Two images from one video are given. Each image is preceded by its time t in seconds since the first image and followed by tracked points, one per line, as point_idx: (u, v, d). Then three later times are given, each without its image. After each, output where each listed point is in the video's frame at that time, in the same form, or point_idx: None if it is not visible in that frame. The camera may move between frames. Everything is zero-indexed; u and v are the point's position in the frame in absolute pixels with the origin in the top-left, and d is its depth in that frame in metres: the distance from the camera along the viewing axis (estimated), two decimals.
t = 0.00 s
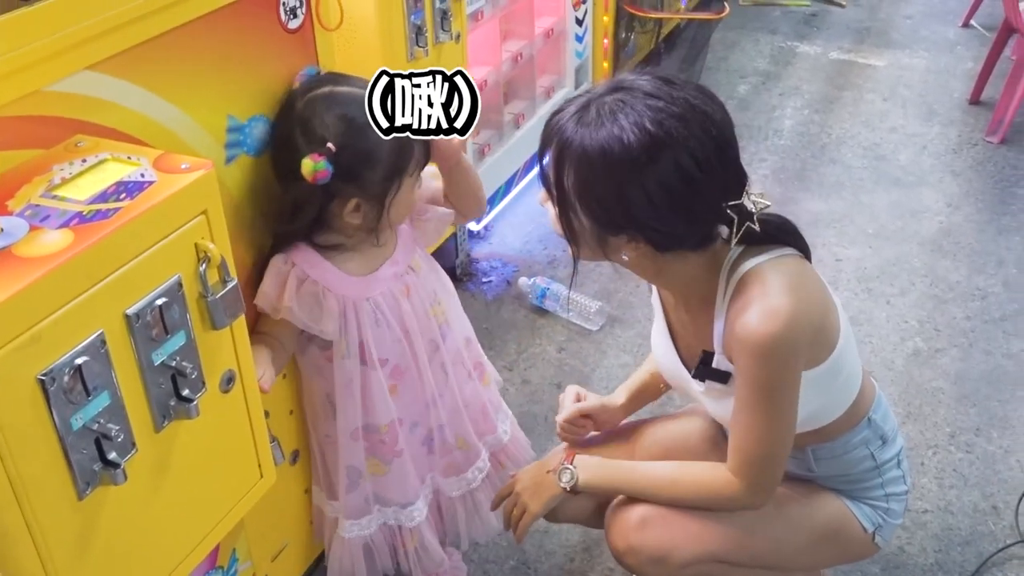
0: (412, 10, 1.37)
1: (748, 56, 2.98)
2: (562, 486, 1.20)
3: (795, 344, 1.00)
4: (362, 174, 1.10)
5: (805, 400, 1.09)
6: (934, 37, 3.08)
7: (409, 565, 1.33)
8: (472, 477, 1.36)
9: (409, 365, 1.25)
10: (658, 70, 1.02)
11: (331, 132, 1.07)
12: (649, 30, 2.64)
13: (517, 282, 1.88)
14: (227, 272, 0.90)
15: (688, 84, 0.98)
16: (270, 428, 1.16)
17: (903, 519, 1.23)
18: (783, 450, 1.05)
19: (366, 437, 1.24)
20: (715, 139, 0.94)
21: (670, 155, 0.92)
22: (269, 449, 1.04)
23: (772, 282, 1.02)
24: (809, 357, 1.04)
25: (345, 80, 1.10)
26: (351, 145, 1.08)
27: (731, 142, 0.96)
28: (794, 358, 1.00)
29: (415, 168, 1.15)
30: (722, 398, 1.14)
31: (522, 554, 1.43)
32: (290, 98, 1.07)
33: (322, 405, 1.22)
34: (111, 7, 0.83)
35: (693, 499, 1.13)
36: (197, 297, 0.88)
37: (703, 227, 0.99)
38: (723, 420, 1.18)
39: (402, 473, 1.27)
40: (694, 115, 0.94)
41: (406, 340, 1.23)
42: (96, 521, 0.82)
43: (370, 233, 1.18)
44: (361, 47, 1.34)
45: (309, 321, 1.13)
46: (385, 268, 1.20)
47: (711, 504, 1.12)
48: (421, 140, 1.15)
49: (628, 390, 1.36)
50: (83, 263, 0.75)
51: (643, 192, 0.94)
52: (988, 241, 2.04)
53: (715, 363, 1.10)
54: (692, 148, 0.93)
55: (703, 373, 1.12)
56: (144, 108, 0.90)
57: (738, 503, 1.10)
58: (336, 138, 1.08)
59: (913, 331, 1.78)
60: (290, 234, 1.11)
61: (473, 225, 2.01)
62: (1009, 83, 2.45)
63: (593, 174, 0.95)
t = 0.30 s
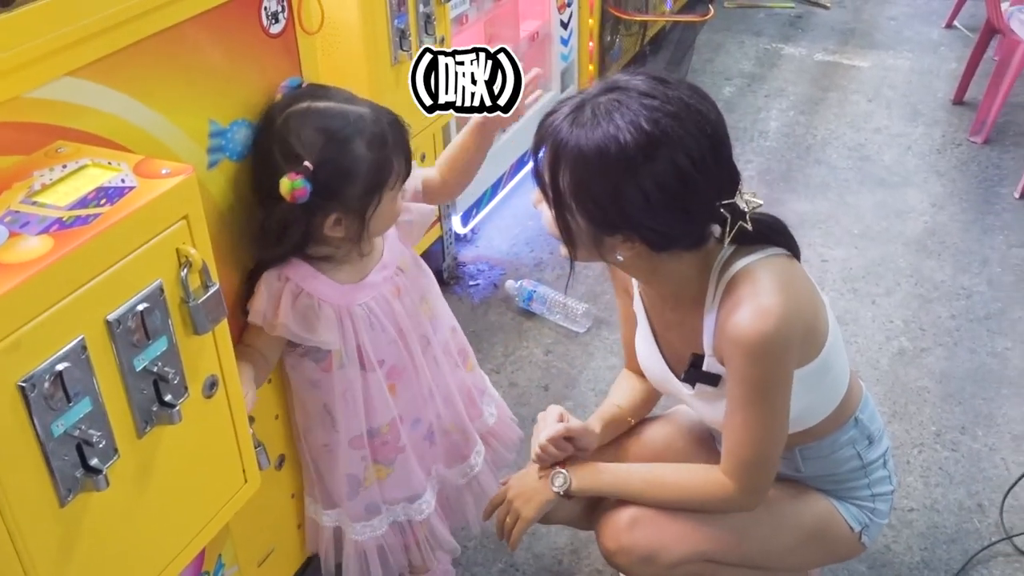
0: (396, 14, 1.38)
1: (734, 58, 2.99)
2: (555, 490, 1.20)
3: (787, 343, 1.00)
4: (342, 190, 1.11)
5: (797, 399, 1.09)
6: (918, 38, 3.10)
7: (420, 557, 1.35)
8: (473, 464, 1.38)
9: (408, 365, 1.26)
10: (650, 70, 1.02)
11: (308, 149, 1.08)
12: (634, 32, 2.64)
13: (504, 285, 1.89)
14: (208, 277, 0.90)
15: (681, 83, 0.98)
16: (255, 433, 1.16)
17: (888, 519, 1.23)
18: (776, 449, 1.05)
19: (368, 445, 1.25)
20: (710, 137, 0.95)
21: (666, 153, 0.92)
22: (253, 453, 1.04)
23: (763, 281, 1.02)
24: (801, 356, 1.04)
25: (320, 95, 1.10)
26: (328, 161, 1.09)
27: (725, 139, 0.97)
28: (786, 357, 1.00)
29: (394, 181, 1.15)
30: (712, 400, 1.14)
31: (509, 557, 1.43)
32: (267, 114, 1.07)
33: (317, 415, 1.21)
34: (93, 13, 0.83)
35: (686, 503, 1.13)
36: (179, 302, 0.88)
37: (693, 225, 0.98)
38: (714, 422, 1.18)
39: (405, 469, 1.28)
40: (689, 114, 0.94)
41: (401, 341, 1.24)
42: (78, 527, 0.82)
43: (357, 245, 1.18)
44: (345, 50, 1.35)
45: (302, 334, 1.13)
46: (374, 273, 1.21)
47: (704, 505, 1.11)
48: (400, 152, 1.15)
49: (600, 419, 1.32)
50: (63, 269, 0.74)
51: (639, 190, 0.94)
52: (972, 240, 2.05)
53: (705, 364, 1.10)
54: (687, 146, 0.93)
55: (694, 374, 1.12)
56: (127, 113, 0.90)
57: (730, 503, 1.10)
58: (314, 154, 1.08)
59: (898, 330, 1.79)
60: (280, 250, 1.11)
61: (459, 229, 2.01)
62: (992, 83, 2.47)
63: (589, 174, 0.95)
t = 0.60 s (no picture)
0: (380, 15, 1.37)
1: (721, 58, 3.00)
2: (541, 489, 1.20)
3: (772, 347, 1.00)
4: (339, 193, 1.12)
5: (783, 403, 1.09)
6: (904, 37, 3.11)
7: (390, 559, 1.36)
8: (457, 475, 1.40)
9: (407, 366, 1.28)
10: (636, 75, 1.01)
11: (305, 151, 1.09)
12: (620, 32, 2.64)
13: (492, 285, 1.88)
14: (192, 279, 0.89)
15: (667, 89, 0.98)
16: (241, 434, 1.15)
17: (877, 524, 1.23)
18: (762, 453, 1.06)
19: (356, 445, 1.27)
20: (694, 144, 0.95)
21: (651, 161, 0.92)
22: (238, 456, 1.03)
23: (748, 285, 1.02)
24: (787, 358, 1.04)
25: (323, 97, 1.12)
26: (325, 164, 1.10)
27: (710, 145, 0.97)
28: (772, 359, 1.00)
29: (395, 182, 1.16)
30: (699, 403, 1.14)
31: (498, 558, 1.42)
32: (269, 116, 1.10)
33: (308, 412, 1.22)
34: (74, 13, 0.82)
35: (670, 503, 1.13)
36: (162, 304, 0.87)
37: (680, 227, 0.98)
38: (701, 425, 1.18)
39: (386, 469, 1.30)
40: (673, 121, 0.94)
41: (400, 343, 1.26)
42: (61, 530, 0.81)
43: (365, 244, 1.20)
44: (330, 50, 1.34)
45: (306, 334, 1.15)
46: (381, 279, 1.23)
47: (691, 507, 1.12)
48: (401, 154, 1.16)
49: (581, 419, 1.33)
50: (44, 270, 0.74)
51: (623, 198, 0.94)
52: (958, 238, 2.05)
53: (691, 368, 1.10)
54: (673, 155, 0.93)
55: (680, 378, 1.12)
56: (109, 114, 0.90)
57: (716, 506, 1.10)
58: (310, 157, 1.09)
59: (885, 329, 1.79)
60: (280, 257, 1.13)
61: (446, 230, 2.01)
62: (977, 82, 2.48)
63: (573, 182, 0.95)
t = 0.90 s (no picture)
0: (374, 15, 1.37)
1: (715, 59, 3.00)
2: (535, 491, 1.20)
3: (766, 347, 1.00)
4: (361, 190, 1.14)
5: (778, 403, 1.09)
6: (898, 38, 3.11)
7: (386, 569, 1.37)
8: (456, 489, 1.40)
9: (412, 366, 1.30)
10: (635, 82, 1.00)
11: (333, 147, 1.13)
12: (615, 33, 2.64)
13: (486, 286, 1.88)
14: (185, 280, 0.89)
15: (664, 99, 0.96)
16: (235, 436, 1.14)
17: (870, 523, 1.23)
18: (756, 453, 1.06)
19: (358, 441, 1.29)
20: (685, 160, 0.93)
21: (638, 179, 0.92)
22: (231, 457, 1.03)
23: (743, 285, 1.02)
24: (780, 358, 1.04)
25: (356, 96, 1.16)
26: (350, 160, 1.13)
27: (704, 160, 0.95)
28: (766, 360, 1.00)
29: (419, 182, 1.18)
30: (693, 404, 1.14)
31: (492, 559, 1.42)
32: (307, 112, 1.15)
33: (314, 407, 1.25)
34: (65, 13, 0.82)
35: (667, 504, 1.13)
36: (154, 304, 0.87)
37: (676, 230, 0.97)
38: (696, 427, 1.18)
39: (384, 468, 1.32)
40: (663, 136, 0.92)
41: (405, 341, 1.28)
42: (53, 532, 0.81)
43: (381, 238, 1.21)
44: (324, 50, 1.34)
45: (314, 320, 1.17)
46: (390, 275, 1.25)
47: (686, 506, 1.11)
48: (425, 155, 1.18)
49: (576, 420, 1.33)
50: (35, 271, 0.73)
51: (609, 210, 0.93)
52: (952, 239, 2.06)
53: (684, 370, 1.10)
54: (659, 171, 0.92)
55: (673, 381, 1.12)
56: (102, 114, 0.89)
57: (711, 505, 1.10)
58: (336, 152, 1.13)
59: (879, 329, 1.79)
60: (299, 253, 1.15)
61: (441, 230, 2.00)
62: (971, 83, 2.48)
63: (561, 193, 0.95)
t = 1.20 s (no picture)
0: (368, 16, 1.38)
1: (710, 58, 3.00)
2: (531, 493, 1.19)
3: (759, 345, 1.00)
4: (371, 165, 1.16)
5: (772, 402, 1.09)
6: (892, 36, 3.12)
7: (369, 559, 1.36)
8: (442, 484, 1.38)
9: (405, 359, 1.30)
10: (624, 88, 0.99)
11: (350, 120, 1.15)
12: (610, 32, 2.65)
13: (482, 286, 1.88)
14: (178, 281, 0.89)
15: (641, 104, 0.96)
16: (229, 437, 1.14)
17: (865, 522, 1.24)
18: (750, 452, 1.06)
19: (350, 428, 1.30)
20: (647, 164, 0.92)
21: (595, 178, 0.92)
22: (226, 459, 1.03)
23: (734, 284, 1.02)
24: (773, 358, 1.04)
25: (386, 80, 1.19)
26: (364, 135, 1.15)
27: (671, 167, 0.94)
28: (758, 359, 1.00)
29: (428, 168, 1.19)
30: (688, 404, 1.14)
31: (489, 559, 1.42)
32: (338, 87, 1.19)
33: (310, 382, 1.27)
34: (57, 15, 0.82)
35: (660, 502, 1.13)
36: (148, 306, 0.87)
37: (659, 234, 0.97)
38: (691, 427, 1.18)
39: (375, 462, 1.31)
40: (626, 140, 0.92)
41: (400, 334, 1.28)
42: (47, 535, 0.81)
43: (388, 220, 1.22)
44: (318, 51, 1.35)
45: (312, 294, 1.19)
46: (391, 265, 1.25)
47: (680, 505, 1.12)
48: (438, 143, 1.19)
49: (572, 423, 1.32)
50: (28, 273, 0.73)
51: (587, 212, 0.94)
52: (947, 236, 2.06)
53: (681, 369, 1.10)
54: (622, 175, 0.92)
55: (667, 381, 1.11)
56: (94, 116, 0.89)
57: (704, 504, 1.10)
58: (352, 123, 1.15)
59: (875, 327, 1.79)
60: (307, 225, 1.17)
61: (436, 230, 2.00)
62: (965, 80, 2.49)
63: (524, 184, 0.96)
